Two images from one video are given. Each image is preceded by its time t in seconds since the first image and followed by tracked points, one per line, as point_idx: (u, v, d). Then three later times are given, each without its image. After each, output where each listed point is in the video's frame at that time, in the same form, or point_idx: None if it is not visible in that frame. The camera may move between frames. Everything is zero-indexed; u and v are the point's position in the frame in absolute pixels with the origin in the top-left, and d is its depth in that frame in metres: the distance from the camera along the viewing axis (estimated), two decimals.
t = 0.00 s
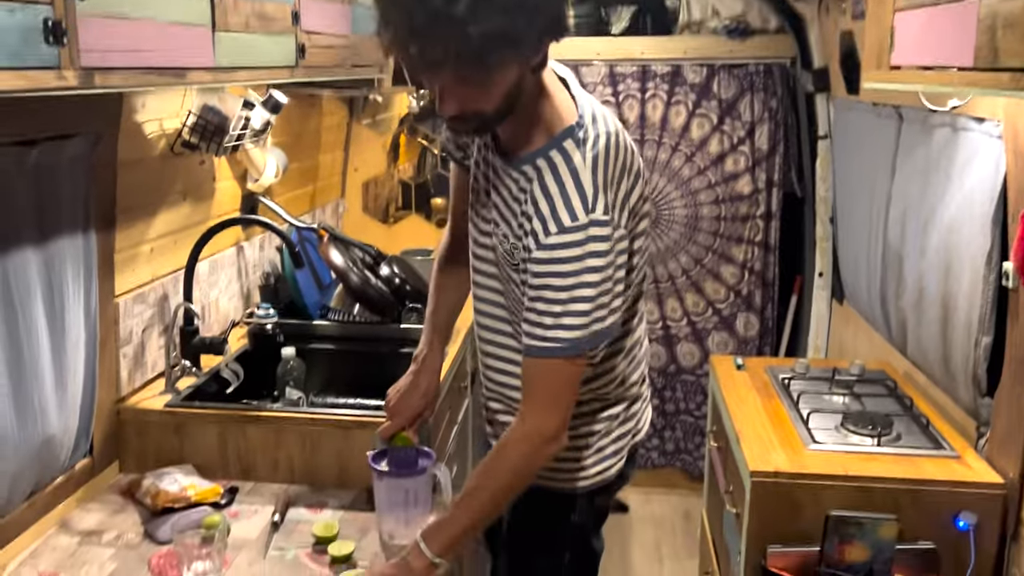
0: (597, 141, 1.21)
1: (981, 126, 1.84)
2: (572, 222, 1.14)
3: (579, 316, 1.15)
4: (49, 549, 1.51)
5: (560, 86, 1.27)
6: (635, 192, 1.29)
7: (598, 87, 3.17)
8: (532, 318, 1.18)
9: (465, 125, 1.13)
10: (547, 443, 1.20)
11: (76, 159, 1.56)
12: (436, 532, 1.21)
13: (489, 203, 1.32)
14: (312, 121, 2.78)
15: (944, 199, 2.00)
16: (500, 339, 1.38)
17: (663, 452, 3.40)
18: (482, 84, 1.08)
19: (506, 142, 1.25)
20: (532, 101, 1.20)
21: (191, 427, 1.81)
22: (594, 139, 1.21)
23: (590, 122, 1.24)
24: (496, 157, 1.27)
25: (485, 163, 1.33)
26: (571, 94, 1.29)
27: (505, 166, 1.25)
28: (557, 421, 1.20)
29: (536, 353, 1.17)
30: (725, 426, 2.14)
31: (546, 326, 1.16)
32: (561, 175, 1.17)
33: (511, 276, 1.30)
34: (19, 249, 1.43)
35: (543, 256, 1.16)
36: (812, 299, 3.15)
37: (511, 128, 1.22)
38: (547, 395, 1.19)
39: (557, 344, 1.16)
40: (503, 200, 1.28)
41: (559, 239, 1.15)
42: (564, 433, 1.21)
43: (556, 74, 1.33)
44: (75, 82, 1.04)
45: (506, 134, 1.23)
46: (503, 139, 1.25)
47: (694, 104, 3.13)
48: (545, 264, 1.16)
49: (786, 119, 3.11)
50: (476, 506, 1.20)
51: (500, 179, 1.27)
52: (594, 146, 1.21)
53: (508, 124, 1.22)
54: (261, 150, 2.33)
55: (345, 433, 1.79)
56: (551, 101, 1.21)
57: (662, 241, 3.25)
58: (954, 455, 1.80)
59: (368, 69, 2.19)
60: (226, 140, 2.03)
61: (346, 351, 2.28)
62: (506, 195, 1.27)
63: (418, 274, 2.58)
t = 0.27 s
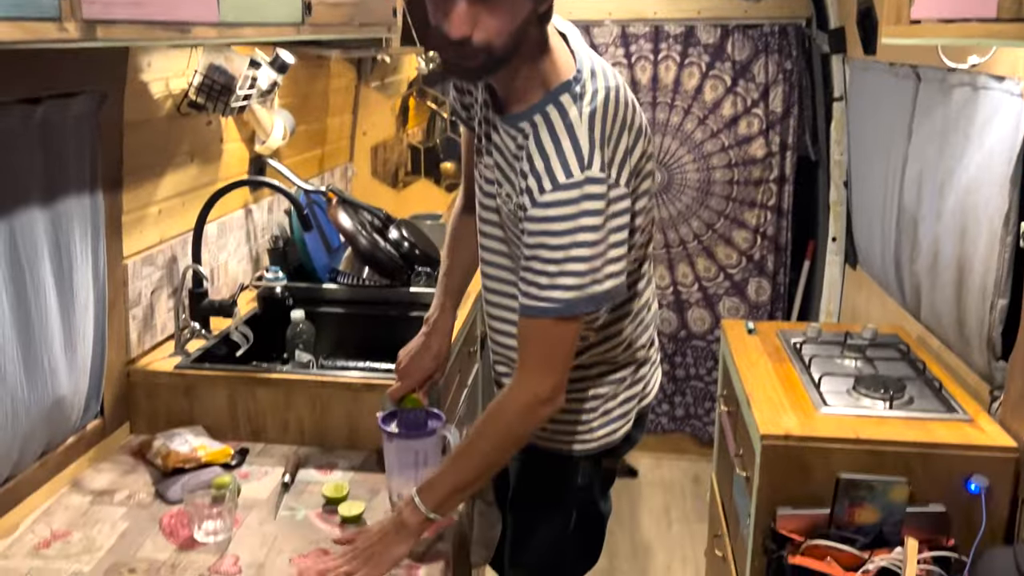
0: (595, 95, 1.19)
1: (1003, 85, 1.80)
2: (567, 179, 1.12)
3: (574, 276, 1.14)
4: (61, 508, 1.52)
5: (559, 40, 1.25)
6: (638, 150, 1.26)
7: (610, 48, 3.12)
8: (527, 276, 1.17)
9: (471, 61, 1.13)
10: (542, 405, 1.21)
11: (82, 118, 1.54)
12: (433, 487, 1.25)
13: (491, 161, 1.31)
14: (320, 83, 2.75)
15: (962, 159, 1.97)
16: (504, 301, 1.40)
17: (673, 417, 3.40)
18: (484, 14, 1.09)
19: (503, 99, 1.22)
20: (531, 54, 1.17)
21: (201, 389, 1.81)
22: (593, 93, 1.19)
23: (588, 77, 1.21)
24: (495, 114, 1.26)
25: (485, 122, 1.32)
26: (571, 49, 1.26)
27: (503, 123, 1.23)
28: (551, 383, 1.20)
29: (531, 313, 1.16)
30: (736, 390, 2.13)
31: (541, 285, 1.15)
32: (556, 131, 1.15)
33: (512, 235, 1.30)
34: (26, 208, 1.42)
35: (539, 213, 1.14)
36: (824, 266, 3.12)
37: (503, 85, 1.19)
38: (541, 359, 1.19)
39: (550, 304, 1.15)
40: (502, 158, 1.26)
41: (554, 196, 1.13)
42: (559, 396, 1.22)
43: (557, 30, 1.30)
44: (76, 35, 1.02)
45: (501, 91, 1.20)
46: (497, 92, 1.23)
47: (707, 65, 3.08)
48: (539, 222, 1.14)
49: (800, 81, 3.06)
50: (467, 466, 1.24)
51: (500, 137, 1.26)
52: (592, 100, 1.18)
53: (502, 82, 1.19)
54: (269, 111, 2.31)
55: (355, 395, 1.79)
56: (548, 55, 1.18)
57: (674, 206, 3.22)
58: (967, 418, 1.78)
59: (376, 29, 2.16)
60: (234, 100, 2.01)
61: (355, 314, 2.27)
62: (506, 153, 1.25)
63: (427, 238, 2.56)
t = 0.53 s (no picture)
0: (598, 71, 1.16)
1: (1014, 57, 1.77)
2: (561, 155, 1.11)
3: (557, 255, 1.14)
4: (73, 478, 1.53)
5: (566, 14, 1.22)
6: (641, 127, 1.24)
7: (618, 22, 3.09)
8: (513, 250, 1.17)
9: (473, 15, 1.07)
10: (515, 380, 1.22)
11: (89, 90, 1.54)
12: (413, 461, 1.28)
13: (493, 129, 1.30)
14: (326, 57, 2.74)
15: (973, 132, 1.95)
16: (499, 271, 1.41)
17: (679, 393, 3.41)
18: None
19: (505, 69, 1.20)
20: (535, 21, 1.15)
21: (210, 360, 1.82)
22: (596, 68, 1.16)
23: (592, 53, 1.17)
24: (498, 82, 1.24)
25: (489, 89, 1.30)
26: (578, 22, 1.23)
27: (504, 92, 1.22)
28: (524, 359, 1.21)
29: (514, 287, 1.17)
30: (742, 364, 2.13)
31: (526, 261, 1.15)
32: (554, 106, 1.13)
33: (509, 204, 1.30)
34: (33, 178, 1.42)
35: (532, 188, 1.13)
36: (832, 242, 3.10)
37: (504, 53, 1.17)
38: (514, 334, 1.19)
39: (532, 281, 1.15)
40: (504, 129, 1.25)
41: (546, 171, 1.12)
42: (532, 371, 1.23)
43: None
44: (81, 4, 1.01)
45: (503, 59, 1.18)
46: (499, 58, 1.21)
47: (716, 39, 3.06)
48: (531, 196, 1.14)
49: (810, 55, 3.03)
50: (442, 439, 1.26)
51: (501, 104, 1.24)
52: (594, 75, 1.15)
53: (503, 49, 1.17)
54: (276, 86, 2.31)
55: (362, 368, 1.80)
56: (553, 25, 1.16)
57: (682, 181, 3.21)
58: (974, 392, 1.78)
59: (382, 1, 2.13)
60: (240, 73, 2.01)
61: (363, 288, 2.27)
62: (506, 121, 1.24)
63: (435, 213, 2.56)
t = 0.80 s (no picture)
0: (616, 50, 1.19)
1: (1019, 39, 1.76)
2: (585, 134, 1.12)
3: (590, 238, 1.14)
4: (83, 459, 1.55)
5: None
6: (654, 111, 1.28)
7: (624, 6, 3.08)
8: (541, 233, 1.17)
9: None
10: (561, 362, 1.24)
11: (96, 74, 1.55)
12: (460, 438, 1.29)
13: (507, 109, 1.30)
14: (331, 42, 2.74)
15: (980, 115, 1.94)
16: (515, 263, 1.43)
17: (684, 377, 3.42)
18: None
19: (524, 43, 1.21)
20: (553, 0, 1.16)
21: (218, 344, 1.84)
22: (615, 48, 1.19)
23: (613, 30, 1.19)
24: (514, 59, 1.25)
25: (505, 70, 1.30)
26: None
27: (520, 69, 1.22)
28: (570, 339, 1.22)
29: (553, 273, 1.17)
30: (747, 347, 2.14)
31: (557, 244, 1.15)
32: (575, 85, 1.15)
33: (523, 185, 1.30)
34: (42, 162, 1.44)
35: (555, 168, 1.14)
36: (837, 227, 3.11)
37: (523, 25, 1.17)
38: (560, 318, 1.21)
39: (566, 263, 1.15)
40: (518, 109, 1.26)
41: (570, 150, 1.13)
42: (578, 351, 1.24)
43: None
44: None
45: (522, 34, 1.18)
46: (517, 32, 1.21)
47: (723, 23, 3.05)
48: (555, 178, 1.14)
49: (816, 39, 3.02)
50: (489, 419, 1.27)
51: (517, 81, 1.24)
52: (613, 54, 1.18)
53: (523, 21, 1.17)
54: (281, 70, 2.31)
55: (369, 351, 1.81)
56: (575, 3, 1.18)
57: (687, 166, 3.21)
58: (978, 375, 1.79)
59: None
60: (246, 57, 2.03)
61: (369, 273, 2.28)
62: (520, 100, 1.24)
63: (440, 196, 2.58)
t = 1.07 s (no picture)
0: (631, 59, 1.19)
1: None
2: (590, 143, 1.13)
3: (584, 244, 1.16)
4: (89, 452, 1.56)
5: None
6: (667, 118, 1.27)
7: None
8: (535, 237, 1.18)
9: None
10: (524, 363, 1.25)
11: (101, 67, 1.56)
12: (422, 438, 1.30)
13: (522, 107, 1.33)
14: (335, 35, 2.74)
15: (985, 108, 1.94)
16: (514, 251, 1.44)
17: (688, 370, 3.42)
18: None
19: (542, 46, 1.25)
20: (572, 8, 1.18)
21: (223, 336, 1.85)
22: (630, 56, 1.19)
23: (629, 39, 1.20)
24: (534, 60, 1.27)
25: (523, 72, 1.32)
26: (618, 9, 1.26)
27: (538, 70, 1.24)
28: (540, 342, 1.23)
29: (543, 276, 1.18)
30: (751, 340, 2.14)
31: (549, 249, 1.16)
32: (588, 95, 1.16)
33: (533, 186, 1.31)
34: (48, 155, 1.44)
35: (557, 175, 1.15)
36: (842, 218, 3.10)
37: (542, 27, 1.20)
38: (528, 317, 1.22)
39: (558, 268, 1.16)
40: (533, 108, 1.27)
41: (574, 158, 1.14)
42: (544, 353, 1.25)
43: None
44: None
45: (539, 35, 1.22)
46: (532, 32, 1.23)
47: (727, 15, 3.04)
48: (556, 183, 1.15)
49: (821, 31, 3.01)
50: (452, 418, 1.28)
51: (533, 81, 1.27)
52: (627, 63, 1.18)
53: (542, 25, 1.20)
54: (286, 63, 2.31)
55: (374, 343, 1.81)
56: (596, 11, 1.20)
57: (692, 158, 3.21)
58: (982, 367, 1.79)
59: None
60: (250, 51, 2.00)
61: (374, 266, 2.29)
62: (535, 100, 1.27)
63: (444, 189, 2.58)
